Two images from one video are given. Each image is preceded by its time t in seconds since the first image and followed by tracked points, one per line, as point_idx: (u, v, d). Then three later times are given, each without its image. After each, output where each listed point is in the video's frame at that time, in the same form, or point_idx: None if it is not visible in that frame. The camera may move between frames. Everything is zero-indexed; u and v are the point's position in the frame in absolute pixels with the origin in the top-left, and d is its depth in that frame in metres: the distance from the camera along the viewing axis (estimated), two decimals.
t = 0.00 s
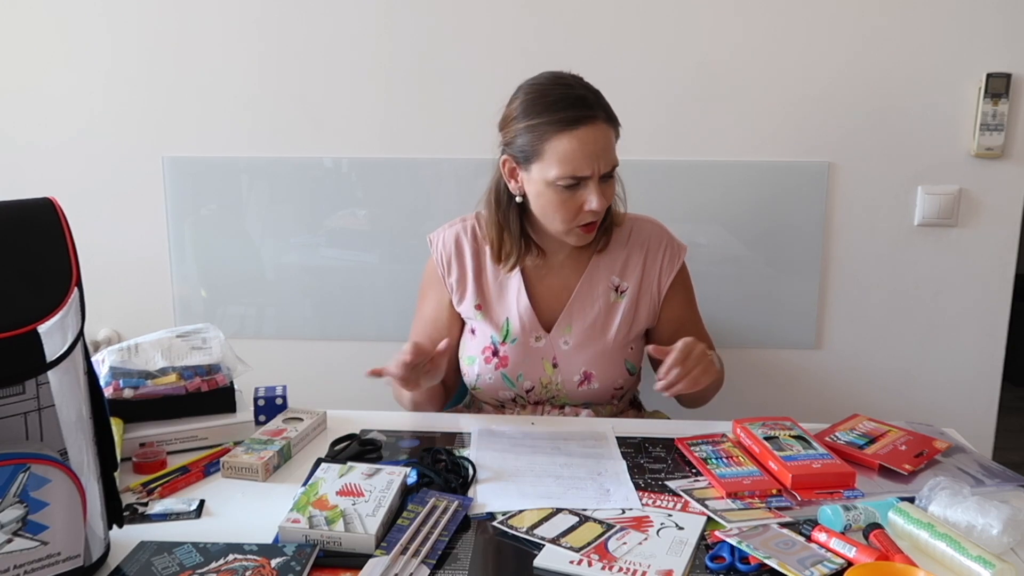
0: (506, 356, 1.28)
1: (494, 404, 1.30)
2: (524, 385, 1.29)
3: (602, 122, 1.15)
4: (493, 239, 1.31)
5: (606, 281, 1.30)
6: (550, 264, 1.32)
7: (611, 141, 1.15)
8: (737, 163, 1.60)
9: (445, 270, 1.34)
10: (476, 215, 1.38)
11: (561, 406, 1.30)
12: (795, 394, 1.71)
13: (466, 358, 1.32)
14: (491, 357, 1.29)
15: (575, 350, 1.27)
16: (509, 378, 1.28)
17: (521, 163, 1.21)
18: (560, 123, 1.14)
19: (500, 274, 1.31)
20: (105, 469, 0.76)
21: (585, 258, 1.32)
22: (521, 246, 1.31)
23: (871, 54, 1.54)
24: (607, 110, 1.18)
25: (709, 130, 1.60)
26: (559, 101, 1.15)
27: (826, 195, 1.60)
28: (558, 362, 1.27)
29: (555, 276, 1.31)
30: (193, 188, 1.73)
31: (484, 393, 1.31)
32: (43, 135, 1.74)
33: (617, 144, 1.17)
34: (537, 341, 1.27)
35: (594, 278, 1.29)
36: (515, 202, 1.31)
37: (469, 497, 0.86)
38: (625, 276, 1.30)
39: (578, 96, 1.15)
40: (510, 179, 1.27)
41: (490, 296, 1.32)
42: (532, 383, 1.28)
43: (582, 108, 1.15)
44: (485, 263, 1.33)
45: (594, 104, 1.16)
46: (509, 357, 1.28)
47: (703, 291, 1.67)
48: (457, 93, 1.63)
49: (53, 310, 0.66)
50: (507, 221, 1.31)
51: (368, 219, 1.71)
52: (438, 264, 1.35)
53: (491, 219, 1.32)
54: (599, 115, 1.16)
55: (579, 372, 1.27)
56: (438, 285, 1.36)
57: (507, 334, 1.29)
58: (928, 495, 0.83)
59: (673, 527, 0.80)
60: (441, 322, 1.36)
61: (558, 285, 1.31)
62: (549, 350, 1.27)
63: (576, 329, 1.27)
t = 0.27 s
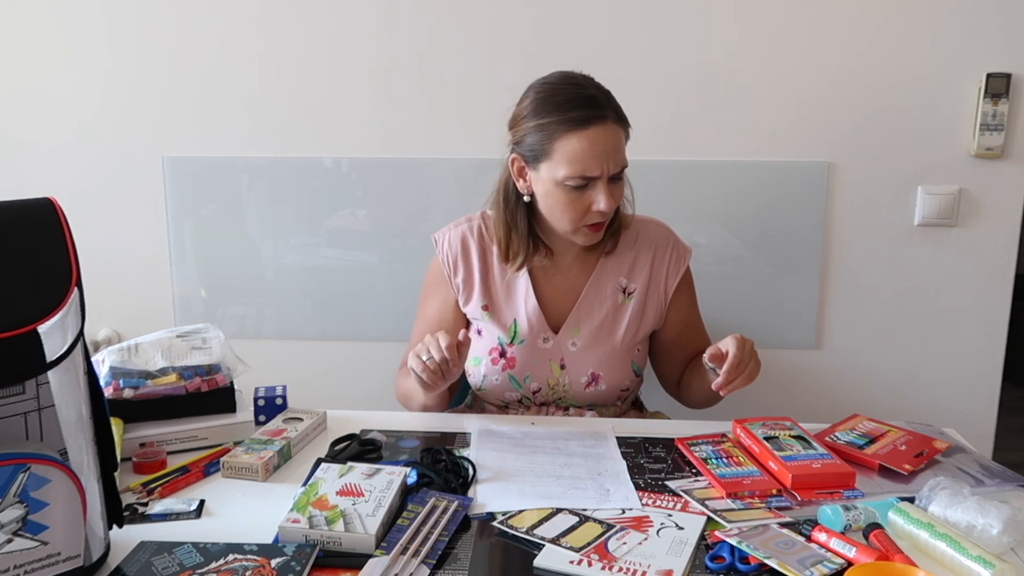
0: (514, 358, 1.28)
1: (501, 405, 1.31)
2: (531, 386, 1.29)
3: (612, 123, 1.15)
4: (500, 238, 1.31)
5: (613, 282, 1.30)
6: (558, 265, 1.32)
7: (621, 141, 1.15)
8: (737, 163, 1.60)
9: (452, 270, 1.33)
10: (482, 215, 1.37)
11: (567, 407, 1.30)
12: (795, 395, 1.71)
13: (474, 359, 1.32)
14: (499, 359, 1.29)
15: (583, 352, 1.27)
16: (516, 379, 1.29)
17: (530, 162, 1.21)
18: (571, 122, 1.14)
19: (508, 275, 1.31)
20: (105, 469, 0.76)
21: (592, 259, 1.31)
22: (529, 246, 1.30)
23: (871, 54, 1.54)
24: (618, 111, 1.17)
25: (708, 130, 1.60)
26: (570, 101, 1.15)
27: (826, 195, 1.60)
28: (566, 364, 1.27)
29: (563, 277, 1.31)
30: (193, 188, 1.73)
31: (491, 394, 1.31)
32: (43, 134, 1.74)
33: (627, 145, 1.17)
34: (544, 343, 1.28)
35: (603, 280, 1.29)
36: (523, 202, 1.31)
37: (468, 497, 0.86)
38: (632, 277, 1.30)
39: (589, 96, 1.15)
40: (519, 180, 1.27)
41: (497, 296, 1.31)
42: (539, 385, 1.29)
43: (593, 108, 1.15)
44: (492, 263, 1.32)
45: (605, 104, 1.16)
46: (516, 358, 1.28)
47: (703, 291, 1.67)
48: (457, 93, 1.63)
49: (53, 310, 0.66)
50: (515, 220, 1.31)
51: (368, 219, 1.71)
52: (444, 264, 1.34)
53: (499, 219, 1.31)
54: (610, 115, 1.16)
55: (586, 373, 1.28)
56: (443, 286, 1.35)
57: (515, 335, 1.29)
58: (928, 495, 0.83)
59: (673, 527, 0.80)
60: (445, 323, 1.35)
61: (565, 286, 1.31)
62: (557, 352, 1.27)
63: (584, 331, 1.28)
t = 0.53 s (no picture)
0: (516, 357, 1.28)
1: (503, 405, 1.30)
2: (533, 387, 1.29)
3: (617, 124, 1.14)
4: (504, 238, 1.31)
5: (616, 282, 1.30)
6: (561, 265, 1.32)
7: (626, 142, 1.15)
8: (737, 163, 1.60)
9: (454, 270, 1.33)
10: (485, 215, 1.37)
11: (569, 407, 1.30)
12: (795, 394, 1.71)
13: (475, 358, 1.32)
14: (501, 358, 1.29)
15: (585, 353, 1.28)
16: (518, 379, 1.28)
17: (535, 162, 1.21)
18: (575, 123, 1.13)
19: (511, 275, 1.31)
20: (105, 470, 0.76)
21: (595, 260, 1.31)
22: (533, 246, 1.30)
23: (871, 54, 1.54)
24: (623, 112, 1.17)
25: (708, 130, 1.60)
26: (576, 101, 1.15)
27: (826, 195, 1.60)
28: (568, 364, 1.27)
29: (566, 277, 1.31)
30: (193, 188, 1.73)
31: (493, 394, 1.31)
32: (44, 135, 1.74)
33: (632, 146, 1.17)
34: (547, 343, 1.28)
35: (606, 281, 1.30)
36: (528, 202, 1.30)
37: (468, 497, 0.86)
38: (634, 278, 1.30)
39: (595, 97, 1.15)
40: (524, 179, 1.27)
41: (500, 296, 1.31)
42: (541, 385, 1.28)
43: (598, 109, 1.14)
44: (495, 263, 1.32)
45: (610, 105, 1.16)
46: (519, 358, 1.28)
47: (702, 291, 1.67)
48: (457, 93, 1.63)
49: (52, 310, 0.66)
50: (519, 220, 1.30)
51: (368, 219, 1.71)
52: (447, 264, 1.34)
53: (504, 219, 1.31)
54: (616, 116, 1.15)
55: (588, 374, 1.28)
56: (446, 285, 1.35)
57: (518, 335, 1.29)
58: (928, 495, 0.83)
59: (673, 527, 0.80)
60: (446, 322, 1.35)
61: (569, 286, 1.31)
62: (559, 352, 1.28)
63: (586, 331, 1.28)
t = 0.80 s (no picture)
0: (513, 357, 1.28)
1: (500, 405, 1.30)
2: (530, 386, 1.29)
3: (600, 129, 1.12)
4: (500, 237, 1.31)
5: (613, 284, 1.30)
6: (558, 266, 1.32)
7: (609, 147, 1.12)
8: (737, 163, 1.60)
9: (452, 269, 1.33)
10: (483, 214, 1.37)
11: (566, 407, 1.30)
12: (795, 394, 1.71)
13: (473, 357, 1.32)
14: (498, 358, 1.29)
15: (582, 354, 1.28)
16: (515, 378, 1.29)
17: (523, 164, 1.21)
18: (559, 126, 1.12)
19: (509, 275, 1.31)
20: (105, 469, 0.76)
21: (593, 261, 1.31)
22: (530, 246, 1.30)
23: (871, 54, 1.54)
24: (609, 116, 1.14)
25: (708, 130, 1.60)
26: (560, 104, 1.13)
27: (826, 195, 1.60)
28: (565, 365, 1.28)
29: (563, 278, 1.31)
30: (193, 188, 1.73)
31: (491, 393, 1.31)
32: (43, 135, 1.74)
33: (619, 152, 1.14)
34: (543, 343, 1.28)
35: (602, 282, 1.30)
36: (520, 200, 1.30)
37: (469, 497, 0.86)
38: (631, 279, 1.31)
39: (580, 101, 1.13)
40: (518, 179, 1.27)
41: (498, 296, 1.31)
42: (538, 385, 1.29)
43: (581, 113, 1.12)
44: (492, 263, 1.32)
45: (595, 109, 1.13)
46: (516, 357, 1.28)
47: (702, 291, 1.67)
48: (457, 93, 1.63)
49: (52, 310, 0.66)
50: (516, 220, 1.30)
51: (368, 220, 1.71)
52: (445, 262, 1.34)
53: (500, 219, 1.31)
54: (600, 121, 1.13)
55: (585, 374, 1.28)
56: (444, 284, 1.35)
57: (514, 335, 1.29)
58: (928, 495, 0.83)
59: (673, 527, 0.80)
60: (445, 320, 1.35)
61: (566, 286, 1.31)
62: (556, 353, 1.28)
63: (583, 332, 1.28)
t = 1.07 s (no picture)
0: (505, 359, 1.28)
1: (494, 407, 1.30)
2: (523, 388, 1.29)
3: (579, 133, 1.11)
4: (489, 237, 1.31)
5: (606, 285, 1.30)
6: (551, 268, 1.32)
7: (588, 151, 1.11)
8: (737, 163, 1.60)
9: (445, 271, 1.34)
10: (476, 215, 1.37)
11: (561, 408, 1.30)
12: (795, 394, 1.71)
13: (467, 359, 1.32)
14: (491, 360, 1.29)
15: (575, 355, 1.27)
16: (508, 381, 1.28)
17: (508, 164, 1.21)
18: (539, 128, 1.12)
19: (501, 277, 1.31)
20: (105, 470, 0.76)
21: (585, 262, 1.32)
22: (519, 247, 1.30)
23: (871, 54, 1.54)
24: (590, 119, 1.13)
25: (709, 130, 1.60)
26: (542, 106, 1.13)
27: (826, 195, 1.60)
28: (558, 366, 1.27)
29: (555, 279, 1.31)
30: (193, 188, 1.73)
31: (485, 395, 1.31)
32: (43, 135, 1.74)
33: (599, 157, 1.13)
34: (536, 344, 1.28)
35: (594, 283, 1.30)
36: (507, 199, 1.30)
37: (469, 497, 0.86)
38: (625, 280, 1.31)
39: (562, 103, 1.12)
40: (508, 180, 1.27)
41: (490, 298, 1.32)
42: (531, 387, 1.28)
43: (561, 116, 1.12)
44: (485, 265, 1.33)
45: (576, 112, 1.12)
46: (508, 359, 1.28)
47: (702, 291, 1.67)
48: (457, 93, 1.63)
49: (52, 310, 0.66)
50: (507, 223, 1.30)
51: (368, 220, 1.70)
52: (438, 265, 1.34)
53: (489, 220, 1.31)
54: (581, 124, 1.12)
55: (578, 376, 1.28)
56: (438, 287, 1.36)
57: (507, 337, 1.29)
58: (928, 495, 0.83)
59: (673, 527, 0.80)
60: (441, 323, 1.36)
61: (558, 287, 1.31)
62: (549, 354, 1.28)
63: (575, 333, 1.28)
